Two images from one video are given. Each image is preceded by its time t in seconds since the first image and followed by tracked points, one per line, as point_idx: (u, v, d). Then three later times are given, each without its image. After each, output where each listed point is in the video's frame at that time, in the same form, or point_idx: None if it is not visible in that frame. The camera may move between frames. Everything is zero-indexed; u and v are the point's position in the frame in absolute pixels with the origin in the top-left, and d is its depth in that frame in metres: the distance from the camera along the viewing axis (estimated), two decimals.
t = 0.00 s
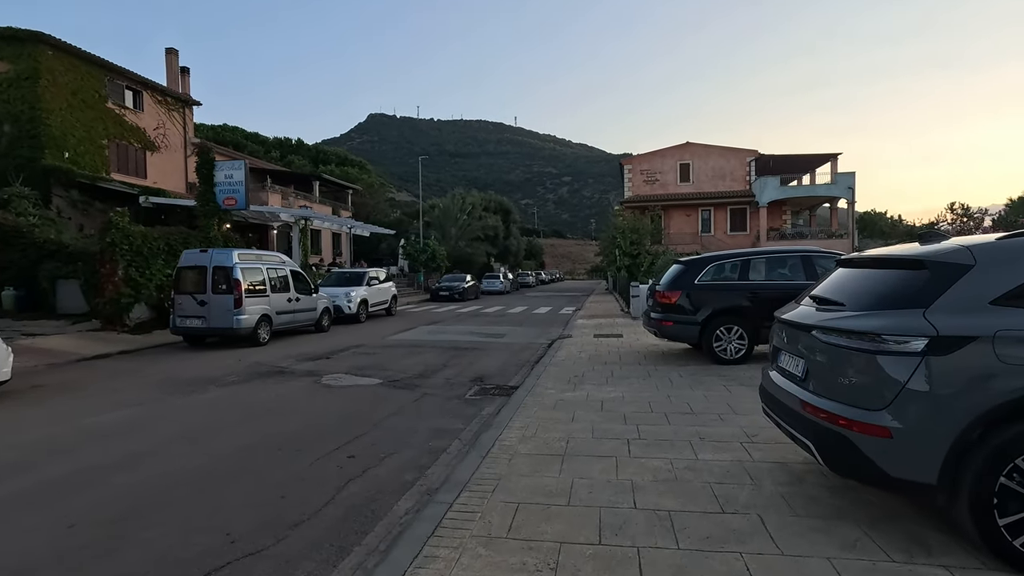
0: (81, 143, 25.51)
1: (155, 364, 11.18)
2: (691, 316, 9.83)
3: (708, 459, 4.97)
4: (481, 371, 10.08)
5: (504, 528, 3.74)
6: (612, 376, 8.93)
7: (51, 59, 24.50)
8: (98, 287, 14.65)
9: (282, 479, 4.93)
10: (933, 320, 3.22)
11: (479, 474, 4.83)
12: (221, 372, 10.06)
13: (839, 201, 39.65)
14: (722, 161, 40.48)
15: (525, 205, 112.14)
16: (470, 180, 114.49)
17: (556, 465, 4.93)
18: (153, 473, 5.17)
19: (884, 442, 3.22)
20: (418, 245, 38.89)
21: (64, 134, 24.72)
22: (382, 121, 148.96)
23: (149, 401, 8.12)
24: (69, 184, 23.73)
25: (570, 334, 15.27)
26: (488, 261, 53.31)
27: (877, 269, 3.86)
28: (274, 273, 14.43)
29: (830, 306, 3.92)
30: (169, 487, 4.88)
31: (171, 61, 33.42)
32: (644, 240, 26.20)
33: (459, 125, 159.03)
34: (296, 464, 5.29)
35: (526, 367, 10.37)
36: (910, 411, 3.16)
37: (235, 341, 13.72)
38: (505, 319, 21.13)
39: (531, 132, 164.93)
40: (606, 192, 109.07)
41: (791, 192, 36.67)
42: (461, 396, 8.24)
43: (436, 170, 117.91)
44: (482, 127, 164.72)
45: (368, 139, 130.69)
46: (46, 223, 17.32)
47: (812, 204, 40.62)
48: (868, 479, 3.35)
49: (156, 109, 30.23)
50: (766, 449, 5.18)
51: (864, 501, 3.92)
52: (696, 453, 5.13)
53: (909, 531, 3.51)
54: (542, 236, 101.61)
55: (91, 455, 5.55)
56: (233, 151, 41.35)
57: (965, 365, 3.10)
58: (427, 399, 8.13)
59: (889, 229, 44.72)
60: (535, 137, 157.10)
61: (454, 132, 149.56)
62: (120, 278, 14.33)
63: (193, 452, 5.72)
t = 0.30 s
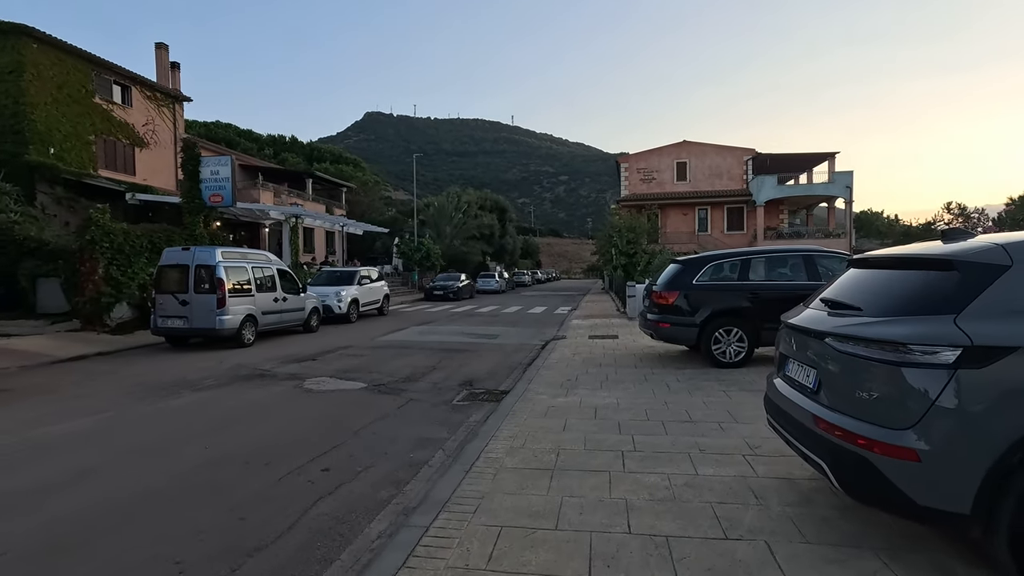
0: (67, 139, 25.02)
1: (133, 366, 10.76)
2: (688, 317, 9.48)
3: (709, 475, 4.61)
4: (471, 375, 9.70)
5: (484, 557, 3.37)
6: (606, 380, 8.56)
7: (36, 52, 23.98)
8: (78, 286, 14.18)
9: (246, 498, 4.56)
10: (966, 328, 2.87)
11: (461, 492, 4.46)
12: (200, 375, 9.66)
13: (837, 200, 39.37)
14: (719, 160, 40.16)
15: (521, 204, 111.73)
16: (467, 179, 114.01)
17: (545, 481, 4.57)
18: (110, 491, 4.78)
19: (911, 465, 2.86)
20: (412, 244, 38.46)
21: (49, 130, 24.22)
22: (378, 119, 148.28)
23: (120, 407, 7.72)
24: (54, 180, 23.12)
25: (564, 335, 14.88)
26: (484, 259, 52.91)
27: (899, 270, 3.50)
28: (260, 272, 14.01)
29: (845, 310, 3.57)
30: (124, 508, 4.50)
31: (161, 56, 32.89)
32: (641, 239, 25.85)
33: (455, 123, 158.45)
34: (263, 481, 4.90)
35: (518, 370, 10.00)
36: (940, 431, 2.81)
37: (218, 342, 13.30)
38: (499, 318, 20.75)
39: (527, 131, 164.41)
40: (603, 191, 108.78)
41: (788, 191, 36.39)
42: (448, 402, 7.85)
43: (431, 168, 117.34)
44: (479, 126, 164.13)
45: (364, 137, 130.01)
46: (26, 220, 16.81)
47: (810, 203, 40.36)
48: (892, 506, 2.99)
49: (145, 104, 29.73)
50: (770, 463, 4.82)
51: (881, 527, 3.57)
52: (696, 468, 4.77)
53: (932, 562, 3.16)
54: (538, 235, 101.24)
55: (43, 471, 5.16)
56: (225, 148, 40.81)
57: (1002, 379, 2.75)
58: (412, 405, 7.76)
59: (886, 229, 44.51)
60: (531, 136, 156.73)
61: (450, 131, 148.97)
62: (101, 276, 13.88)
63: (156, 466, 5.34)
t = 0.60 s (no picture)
0: (52, 136, 24.58)
1: (112, 369, 10.38)
2: (686, 319, 9.19)
3: (711, 490, 4.31)
4: (462, 379, 9.38)
5: None
6: (601, 385, 8.27)
7: (20, 48, 23.51)
8: (58, 286, 13.76)
9: (213, 518, 4.24)
10: (1002, 338, 2.60)
11: (446, 510, 4.16)
12: (180, 379, 9.31)
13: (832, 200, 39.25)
14: (714, 159, 40.00)
15: (516, 203, 111.43)
16: (462, 179, 113.68)
17: (537, 498, 4.27)
18: (69, 508, 4.46)
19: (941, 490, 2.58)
20: (406, 243, 38.10)
21: (34, 127, 23.77)
22: (373, 119, 147.75)
23: (93, 413, 7.37)
24: (38, 179, 22.31)
25: (558, 336, 14.59)
26: (479, 259, 52.59)
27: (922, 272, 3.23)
28: (247, 272, 13.64)
29: (861, 315, 3.31)
30: (81, 525, 4.17)
31: (150, 53, 32.41)
32: (636, 239, 25.61)
33: (450, 123, 158.05)
34: (233, 497, 4.60)
35: (510, 374, 9.69)
36: (973, 451, 2.53)
37: (203, 344, 12.93)
38: (493, 319, 20.45)
39: (523, 131, 164.16)
40: (598, 192, 108.69)
41: (784, 191, 36.26)
42: (437, 408, 7.54)
43: (426, 168, 116.86)
44: (474, 125, 163.74)
45: (358, 137, 129.42)
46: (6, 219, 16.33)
47: (805, 203, 40.25)
48: (919, 535, 2.71)
49: (133, 101, 29.28)
50: (776, 476, 4.53)
51: (900, 554, 3.28)
52: (697, 482, 4.47)
53: None
54: (534, 235, 101.03)
55: None
56: (216, 147, 40.35)
57: None
58: (399, 411, 7.44)
59: (881, 229, 44.47)
60: (527, 136, 156.54)
61: (445, 131, 148.58)
62: (81, 277, 13.49)
63: (121, 480, 5.00)
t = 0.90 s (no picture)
0: (39, 134, 24.28)
1: (90, 374, 9.98)
2: (687, 323, 8.86)
3: (717, 511, 3.98)
4: (454, 385, 9.02)
5: None
6: (598, 391, 7.94)
7: (6, 44, 23.15)
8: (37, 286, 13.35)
9: (172, 543, 3.88)
10: None
11: (430, 535, 3.81)
12: (159, 385, 8.92)
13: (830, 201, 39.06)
14: (711, 160, 39.76)
15: (513, 204, 111.17)
16: (458, 179, 113.35)
17: (529, 521, 3.92)
18: (16, 532, 4.08)
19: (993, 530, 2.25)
20: (401, 244, 37.73)
21: (20, 125, 23.48)
22: (369, 119, 147.34)
23: (62, 422, 6.99)
24: (23, 176, 20.98)
25: (554, 339, 14.26)
26: (475, 260, 52.24)
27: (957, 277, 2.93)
28: (234, 273, 13.26)
29: (888, 326, 3.00)
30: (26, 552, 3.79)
31: (141, 50, 32.00)
32: (633, 239, 25.34)
33: (447, 123, 157.76)
34: (199, 518, 4.23)
35: (504, 380, 9.34)
36: None
37: (188, 347, 12.53)
38: (489, 321, 20.10)
39: (520, 131, 163.92)
40: (595, 192, 108.54)
41: (781, 191, 36.04)
42: (426, 417, 7.18)
43: (423, 168, 116.47)
44: (470, 126, 163.37)
45: (355, 137, 128.92)
46: None
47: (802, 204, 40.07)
48: None
49: (123, 99, 28.89)
50: (787, 496, 4.20)
51: None
52: (702, 503, 4.14)
53: None
54: (530, 235, 100.77)
55: None
56: (209, 146, 39.93)
57: None
58: (386, 421, 7.08)
59: (878, 230, 44.34)
60: (523, 136, 156.38)
61: (442, 131, 148.26)
62: (62, 278, 13.10)
63: (79, 499, 4.63)
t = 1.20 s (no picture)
0: (27, 135, 23.96)
1: (68, 381, 9.62)
2: (686, 328, 8.53)
3: (721, 537, 3.65)
4: (444, 393, 8.68)
5: None
6: (594, 400, 7.61)
7: None
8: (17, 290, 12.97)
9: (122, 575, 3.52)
10: None
11: (408, 566, 3.48)
12: (137, 394, 8.57)
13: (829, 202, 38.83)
14: (710, 161, 39.49)
15: (511, 206, 110.99)
16: (456, 181, 113.10)
17: (518, 550, 3.59)
18: None
19: None
20: (397, 246, 37.39)
21: (8, 125, 23.19)
22: (367, 122, 147.14)
23: (29, 435, 6.63)
24: (9, 177, 19.08)
25: (550, 344, 13.93)
26: (472, 262, 51.94)
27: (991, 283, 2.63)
28: (221, 276, 12.90)
29: (916, 340, 2.68)
30: None
31: (133, 51, 31.65)
32: (631, 241, 25.05)
33: (445, 126, 157.58)
34: (156, 546, 3.88)
35: (497, 387, 9.01)
36: None
37: (173, 352, 12.17)
38: (484, 325, 19.78)
39: (518, 134, 163.81)
40: (593, 194, 108.36)
41: (780, 193, 35.79)
42: (413, 428, 6.85)
43: (420, 171, 116.15)
44: (468, 128, 163.20)
45: (352, 139, 128.63)
46: None
47: (801, 206, 39.83)
48: None
49: (114, 100, 28.56)
50: (797, 520, 3.86)
51: None
52: (704, 527, 3.80)
53: None
54: (528, 237, 100.50)
55: None
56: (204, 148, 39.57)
57: None
58: (370, 432, 6.74)
59: (876, 232, 44.15)
60: (521, 139, 156.25)
61: (440, 133, 148.06)
62: (44, 281, 12.76)
63: (29, 523, 4.27)
